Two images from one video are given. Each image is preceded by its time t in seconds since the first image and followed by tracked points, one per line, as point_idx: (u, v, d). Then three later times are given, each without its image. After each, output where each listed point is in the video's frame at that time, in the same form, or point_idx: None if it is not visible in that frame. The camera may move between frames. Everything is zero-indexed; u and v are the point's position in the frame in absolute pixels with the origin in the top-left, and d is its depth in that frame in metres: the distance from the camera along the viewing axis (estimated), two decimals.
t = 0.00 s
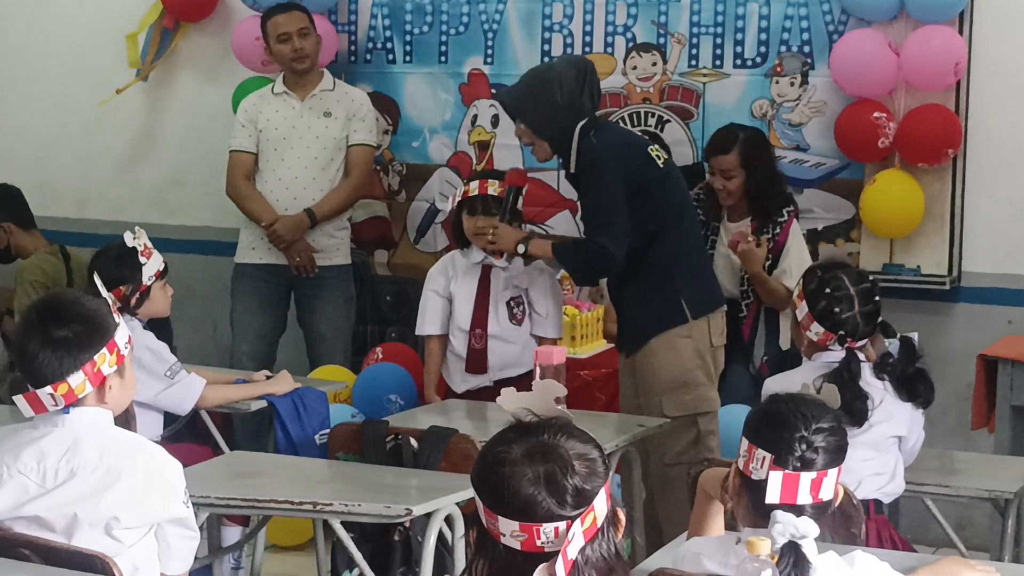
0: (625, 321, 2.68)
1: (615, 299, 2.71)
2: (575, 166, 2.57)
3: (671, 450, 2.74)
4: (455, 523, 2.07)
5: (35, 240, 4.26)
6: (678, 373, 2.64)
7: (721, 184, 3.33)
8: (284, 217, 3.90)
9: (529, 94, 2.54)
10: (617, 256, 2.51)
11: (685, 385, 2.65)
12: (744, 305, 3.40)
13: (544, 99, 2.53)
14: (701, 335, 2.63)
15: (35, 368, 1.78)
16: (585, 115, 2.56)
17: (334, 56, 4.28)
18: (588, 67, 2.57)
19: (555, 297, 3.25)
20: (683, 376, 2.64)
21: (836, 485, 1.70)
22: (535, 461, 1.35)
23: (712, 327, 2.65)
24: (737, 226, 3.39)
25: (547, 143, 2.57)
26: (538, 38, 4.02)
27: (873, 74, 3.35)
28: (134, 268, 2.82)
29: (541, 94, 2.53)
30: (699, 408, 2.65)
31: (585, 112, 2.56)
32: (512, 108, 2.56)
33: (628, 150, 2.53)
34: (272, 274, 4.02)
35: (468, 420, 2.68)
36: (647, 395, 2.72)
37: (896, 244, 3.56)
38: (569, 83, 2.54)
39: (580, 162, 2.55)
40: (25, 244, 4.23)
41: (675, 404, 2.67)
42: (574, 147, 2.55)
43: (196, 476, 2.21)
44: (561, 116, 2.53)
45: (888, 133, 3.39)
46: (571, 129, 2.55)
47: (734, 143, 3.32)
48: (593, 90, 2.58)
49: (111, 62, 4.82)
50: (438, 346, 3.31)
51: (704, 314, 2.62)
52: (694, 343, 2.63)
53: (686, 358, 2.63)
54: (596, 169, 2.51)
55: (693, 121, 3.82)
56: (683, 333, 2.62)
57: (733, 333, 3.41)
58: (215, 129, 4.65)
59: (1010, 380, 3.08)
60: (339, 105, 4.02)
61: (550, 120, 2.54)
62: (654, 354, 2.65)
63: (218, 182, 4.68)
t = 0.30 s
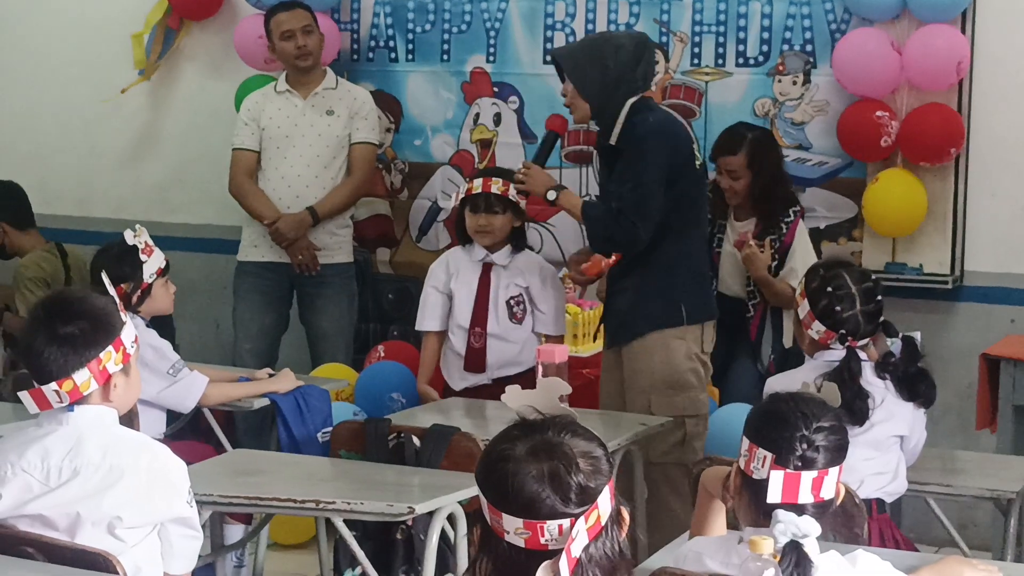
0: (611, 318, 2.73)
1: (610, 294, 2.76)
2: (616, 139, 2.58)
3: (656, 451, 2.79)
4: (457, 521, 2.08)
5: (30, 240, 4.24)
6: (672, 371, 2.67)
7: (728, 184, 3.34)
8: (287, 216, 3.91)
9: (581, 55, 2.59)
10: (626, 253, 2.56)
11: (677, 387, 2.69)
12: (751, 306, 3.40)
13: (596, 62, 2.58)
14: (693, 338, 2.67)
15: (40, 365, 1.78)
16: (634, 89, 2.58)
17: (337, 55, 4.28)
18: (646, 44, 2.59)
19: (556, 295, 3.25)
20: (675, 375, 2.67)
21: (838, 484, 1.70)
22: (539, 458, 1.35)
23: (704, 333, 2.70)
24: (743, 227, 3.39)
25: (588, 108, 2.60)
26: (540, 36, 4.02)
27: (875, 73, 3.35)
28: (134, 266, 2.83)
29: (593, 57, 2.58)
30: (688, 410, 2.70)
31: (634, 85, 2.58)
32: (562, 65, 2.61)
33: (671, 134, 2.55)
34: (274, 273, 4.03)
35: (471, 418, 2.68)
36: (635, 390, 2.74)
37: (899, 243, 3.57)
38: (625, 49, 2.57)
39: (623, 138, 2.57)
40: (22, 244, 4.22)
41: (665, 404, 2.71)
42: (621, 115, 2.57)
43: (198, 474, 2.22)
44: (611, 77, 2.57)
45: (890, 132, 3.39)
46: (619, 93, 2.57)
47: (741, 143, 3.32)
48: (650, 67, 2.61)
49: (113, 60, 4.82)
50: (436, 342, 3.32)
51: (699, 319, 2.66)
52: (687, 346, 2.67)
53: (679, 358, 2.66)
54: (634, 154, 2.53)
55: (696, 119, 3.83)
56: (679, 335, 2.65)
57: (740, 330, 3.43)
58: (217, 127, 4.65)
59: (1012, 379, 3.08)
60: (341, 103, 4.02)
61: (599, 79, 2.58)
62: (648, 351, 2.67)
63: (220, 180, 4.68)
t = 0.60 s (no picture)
0: (629, 313, 2.72)
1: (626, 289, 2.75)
2: (637, 137, 2.57)
3: (670, 443, 2.81)
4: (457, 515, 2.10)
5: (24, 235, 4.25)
6: (686, 367, 2.66)
7: (733, 175, 3.36)
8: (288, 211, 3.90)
9: (596, 56, 2.59)
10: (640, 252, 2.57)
11: (694, 384, 2.69)
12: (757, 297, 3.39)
13: (611, 63, 2.57)
14: (712, 336, 2.66)
15: (44, 356, 1.79)
16: (651, 87, 2.57)
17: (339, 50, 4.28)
18: (662, 38, 2.57)
19: (559, 292, 3.25)
20: (691, 373, 2.66)
21: (837, 478, 1.70)
22: (539, 451, 1.35)
23: (723, 332, 2.69)
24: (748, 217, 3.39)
25: (606, 108, 2.61)
26: (542, 31, 4.01)
27: (877, 69, 3.35)
28: (133, 261, 2.83)
29: (608, 58, 2.57)
30: (702, 408, 2.70)
31: (651, 82, 2.57)
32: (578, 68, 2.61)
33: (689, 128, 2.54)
34: (276, 268, 4.03)
35: (472, 413, 2.69)
36: (651, 385, 2.73)
37: (900, 239, 3.57)
38: (638, 46, 2.56)
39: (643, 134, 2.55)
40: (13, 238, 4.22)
41: (679, 399, 2.70)
42: (637, 114, 2.57)
43: (199, 468, 2.22)
44: (624, 74, 2.56)
45: (893, 128, 3.40)
46: (634, 90, 2.56)
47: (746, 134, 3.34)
48: (667, 62, 2.59)
49: (115, 55, 4.83)
50: (438, 336, 3.30)
51: (718, 317, 2.65)
52: (704, 343, 2.65)
53: (695, 356, 2.65)
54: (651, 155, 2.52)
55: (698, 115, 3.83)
56: (696, 333, 2.64)
57: (744, 322, 3.39)
58: (219, 122, 4.65)
59: (1014, 374, 3.08)
60: (343, 98, 4.02)
61: (613, 78, 2.57)
62: (665, 345, 2.66)
63: (222, 175, 4.68)
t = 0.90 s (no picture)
0: (653, 310, 2.73)
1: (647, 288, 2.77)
2: (654, 138, 2.58)
3: (694, 441, 2.73)
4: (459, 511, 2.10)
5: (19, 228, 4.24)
6: (708, 363, 2.65)
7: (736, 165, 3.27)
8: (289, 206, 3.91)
9: (608, 60, 2.56)
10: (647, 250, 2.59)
11: (715, 380, 2.67)
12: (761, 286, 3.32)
13: (623, 65, 2.54)
14: (735, 334, 2.66)
15: (48, 350, 1.79)
16: (664, 86, 2.56)
17: (339, 46, 4.28)
18: (672, 36, 2.56)
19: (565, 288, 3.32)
20: (715, 369, 2.65)
21: (835, 473, 1.70)
22: (538, 448, 1.36)
23: (746, 328, 2.69)
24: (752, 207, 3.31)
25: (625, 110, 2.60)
26: (543, 27, 4.01)
27: (878, 65, 3.35)
28: (133, 256, 2.83)
29: (620, 61, 2.54)
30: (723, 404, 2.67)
31: (666, 81, 2.56)
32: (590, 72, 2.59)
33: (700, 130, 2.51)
34: (277, 263, 4.04)
35: (474, 409, 2.70)
36: (673, 386, 2.73)
37: (901, 236, 3.57)
38: (650, 46, 2.54)
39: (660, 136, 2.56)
40: (7, 229, 4.21)
41: (701, 396, 2.68)
42: (656, 117, 2.57)
43: (201, 463, 2.23)
44: (641, 77, 2.54)
45: (893, 125, 3.39)
46: (651, 92, 2.55)
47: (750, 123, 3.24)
48: (678, 57, 2.56)
49: (116, 50, 4.83)
50: (439, 334, 3.31)
51: (743, 316, 2.66)
52: (728, 340, 2.66)
53: (719, 353, 2.65)
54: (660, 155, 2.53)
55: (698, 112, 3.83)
56: (719, 329, 2.64)
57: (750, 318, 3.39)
58: (220, 118, 4.65)
59: (1013, 371, 3.08)
60: (344, 94, 4.02)
61: (630, 82, 2.54)
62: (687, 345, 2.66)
63: (223, 171, 4.68)
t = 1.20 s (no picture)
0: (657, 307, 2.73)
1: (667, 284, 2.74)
2: (659, 144, 2.58)
3: (699, 437, 2.72)
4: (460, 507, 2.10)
5: (20, 220, 4.24)
6: (708, 358, 2.65)
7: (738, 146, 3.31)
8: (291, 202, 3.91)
9: (619, 63, 2.58)
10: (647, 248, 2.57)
11: (718, 375, 2.66)
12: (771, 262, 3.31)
13: (634, 68, 2.56)
14: (743, 330, 2.64)
15: (49, 345, 1.79)
16: (674, 91, 2.57)
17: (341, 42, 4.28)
18: (685, 43, 2.57)
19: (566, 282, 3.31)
20: (718, 364, 2.65)
21: (836, 468, 1.71)
22: (538, 442, 1.36)
23: (756, 327, 2.65)
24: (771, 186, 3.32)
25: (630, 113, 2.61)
26: (544, 24, 4.01)
27: (881, 61, 3.35)
28: (134, 251, 2.83)
29: (631, 64, 2.56)
30: (728, 401, 2.66)
31: (675, 87, 2.57)
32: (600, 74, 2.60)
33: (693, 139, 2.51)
34: (278, 259, 4.04)
35: (475, 405, 2.70)
36: (681, 379, 2.73)
37: (902, 232, 3.57)
38: (662, 51, 2.56)
39: (665, 140, 2.55)
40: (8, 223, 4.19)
41: (704, 392, 2.68)
42: (660, 120, 2.57)
43: (202, 459, 2.23)
44: (651, 81, 2.56)
45: (894, 121, 3.39)
46: (659, 96, 2.57)
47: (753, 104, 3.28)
48: (689, 63, 2.58)
49: (117, 46, 4.83)
50: (442, 323, 3.30)
51: (751, 312, 2.63)
52: (734, 336, 2.64)
53: (724, 349, 2.64)
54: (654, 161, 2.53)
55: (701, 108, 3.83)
56: (725, 325, 2.63)
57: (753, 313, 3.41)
58: (221, 114, 4.65)
59: (1015, 368, 3.08)
60: (345, 90, 4.02)
61: (639, 84, 2.56)
62: (694, 342, 2.67)
63: (225, 166, 4.68)
